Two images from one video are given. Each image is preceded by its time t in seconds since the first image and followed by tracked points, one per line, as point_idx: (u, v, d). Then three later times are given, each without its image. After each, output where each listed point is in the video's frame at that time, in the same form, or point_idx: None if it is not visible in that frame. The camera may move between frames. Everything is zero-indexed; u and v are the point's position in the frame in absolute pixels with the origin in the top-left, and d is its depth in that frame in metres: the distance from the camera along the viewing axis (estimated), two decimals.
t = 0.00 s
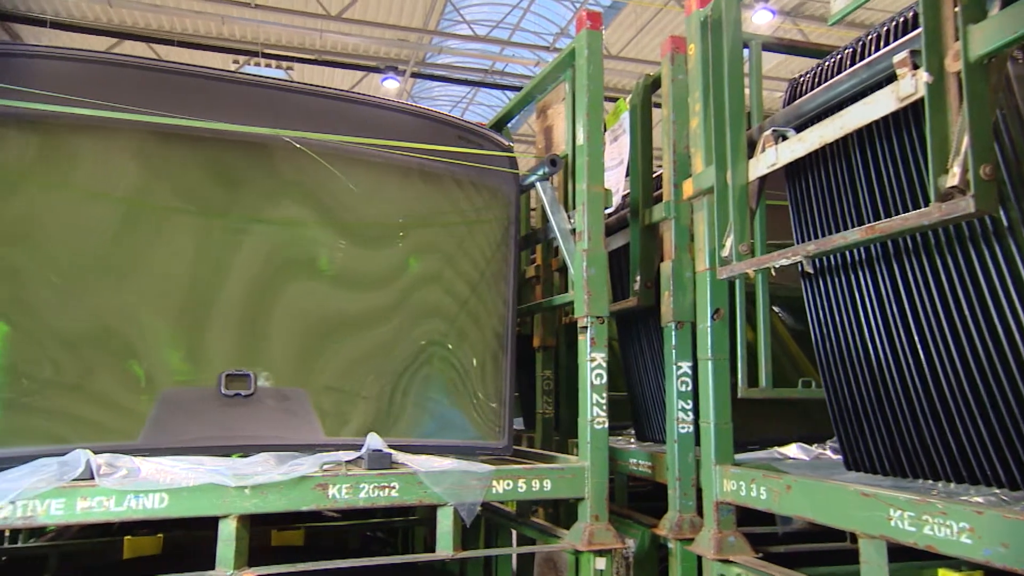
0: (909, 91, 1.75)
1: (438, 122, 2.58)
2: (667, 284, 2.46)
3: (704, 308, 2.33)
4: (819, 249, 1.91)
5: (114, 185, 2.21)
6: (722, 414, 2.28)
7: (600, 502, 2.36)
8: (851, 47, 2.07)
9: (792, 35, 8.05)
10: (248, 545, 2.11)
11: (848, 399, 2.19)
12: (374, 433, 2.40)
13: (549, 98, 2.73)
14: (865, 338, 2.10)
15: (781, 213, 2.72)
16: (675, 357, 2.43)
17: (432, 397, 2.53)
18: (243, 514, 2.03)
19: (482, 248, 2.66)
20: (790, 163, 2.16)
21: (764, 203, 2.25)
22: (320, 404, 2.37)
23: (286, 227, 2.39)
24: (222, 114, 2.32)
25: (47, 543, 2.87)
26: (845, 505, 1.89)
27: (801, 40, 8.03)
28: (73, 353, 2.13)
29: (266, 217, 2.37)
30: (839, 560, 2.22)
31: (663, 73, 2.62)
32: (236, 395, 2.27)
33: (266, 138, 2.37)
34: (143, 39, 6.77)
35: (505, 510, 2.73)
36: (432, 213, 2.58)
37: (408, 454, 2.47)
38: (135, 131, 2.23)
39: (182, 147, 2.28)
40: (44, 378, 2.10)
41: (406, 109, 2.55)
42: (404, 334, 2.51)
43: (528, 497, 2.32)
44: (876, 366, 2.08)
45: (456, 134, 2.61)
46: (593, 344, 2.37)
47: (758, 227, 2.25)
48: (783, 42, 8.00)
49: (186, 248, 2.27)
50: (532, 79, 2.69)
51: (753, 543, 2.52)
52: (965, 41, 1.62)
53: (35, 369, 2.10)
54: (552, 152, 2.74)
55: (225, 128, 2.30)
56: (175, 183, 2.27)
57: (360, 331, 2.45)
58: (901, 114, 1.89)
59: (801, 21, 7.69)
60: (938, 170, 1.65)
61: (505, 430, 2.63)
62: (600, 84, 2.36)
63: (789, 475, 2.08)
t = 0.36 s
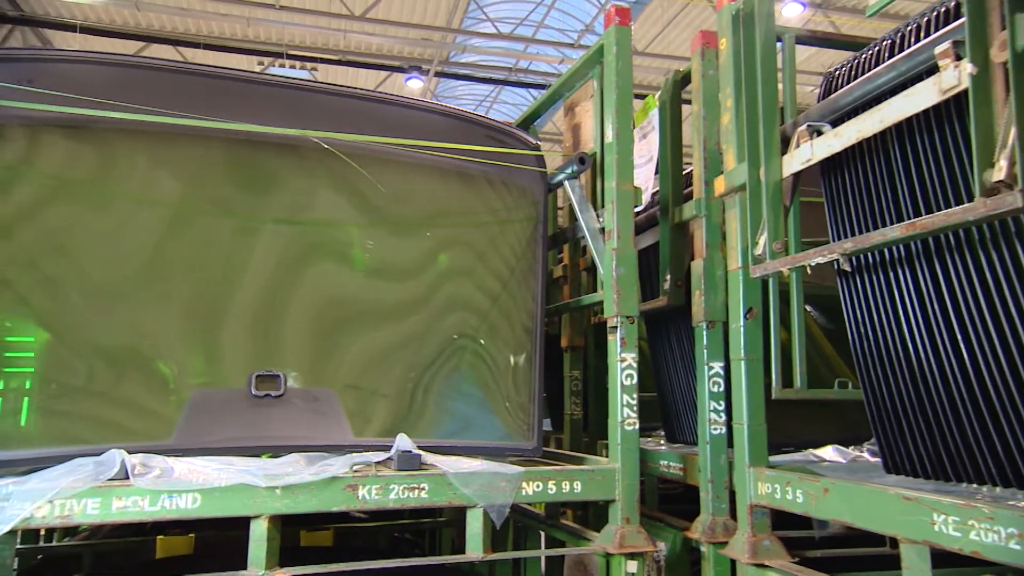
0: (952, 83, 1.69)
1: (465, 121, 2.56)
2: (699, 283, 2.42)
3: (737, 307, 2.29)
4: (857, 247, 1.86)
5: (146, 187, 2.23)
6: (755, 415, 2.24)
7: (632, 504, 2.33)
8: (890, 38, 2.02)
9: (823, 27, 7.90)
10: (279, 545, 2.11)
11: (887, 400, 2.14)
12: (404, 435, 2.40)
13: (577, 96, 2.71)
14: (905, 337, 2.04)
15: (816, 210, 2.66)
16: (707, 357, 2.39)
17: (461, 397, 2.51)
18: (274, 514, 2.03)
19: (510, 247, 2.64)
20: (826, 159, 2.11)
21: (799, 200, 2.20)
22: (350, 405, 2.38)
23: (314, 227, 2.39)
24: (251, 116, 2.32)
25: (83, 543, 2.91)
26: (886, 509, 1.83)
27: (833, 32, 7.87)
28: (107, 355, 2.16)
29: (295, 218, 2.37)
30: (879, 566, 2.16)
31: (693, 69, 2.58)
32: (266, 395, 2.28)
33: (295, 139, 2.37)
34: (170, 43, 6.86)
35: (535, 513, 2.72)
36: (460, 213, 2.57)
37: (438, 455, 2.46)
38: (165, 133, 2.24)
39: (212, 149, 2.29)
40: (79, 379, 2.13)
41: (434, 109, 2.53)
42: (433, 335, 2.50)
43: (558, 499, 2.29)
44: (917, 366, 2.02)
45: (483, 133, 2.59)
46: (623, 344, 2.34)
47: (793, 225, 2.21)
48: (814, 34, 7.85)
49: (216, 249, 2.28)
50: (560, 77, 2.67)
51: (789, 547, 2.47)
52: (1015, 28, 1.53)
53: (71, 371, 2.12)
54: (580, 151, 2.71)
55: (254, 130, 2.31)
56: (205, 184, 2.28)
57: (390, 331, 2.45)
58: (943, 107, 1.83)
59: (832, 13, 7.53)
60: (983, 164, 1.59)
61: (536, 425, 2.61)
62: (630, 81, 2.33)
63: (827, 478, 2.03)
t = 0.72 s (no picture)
0: (999, 73, 1.61)
1: (493, 119, 2.53)
2: (731, 282, 2.37)
3: (772, 307, 2.23)
4: (899, 243, 1.79)
5: (173, 189, 2.23)
6: (791, 417, 2.18)
7: (663, 507, 2.28)
8: (932, 27, 1.96)
9: (856, 18, 7.72)
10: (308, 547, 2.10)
11: (930, 402, 2.07)
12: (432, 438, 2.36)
13: (605, 92, 2.68)
14: (949, 337, 1.97)
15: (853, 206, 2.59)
16: (740, 358, 2.34)
17: (488, 397, 2.49)
18: (303, 516, 2.02)
19: (538, 247, 2.61)
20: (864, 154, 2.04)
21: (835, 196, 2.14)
22: (377, 407, 2.36)
23: (341, 228, 2.37)
24: (278, 116, 2.31)
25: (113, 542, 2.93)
26: (930, 516, 1.75)
27: (866, 22, 7.70)
28: (137, 357, 2.16)
29: (321, 218, 2.36)
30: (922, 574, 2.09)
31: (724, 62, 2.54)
32: (294, 397, 2.26)
33: (321, 139, 2.36)
34: (193, 44, 6.95)
35: (564, 516, 2.70)
36: (486, 213, 2.54)
37: (466, 457, 2.43)
38: (193, 134, 2.24)
39: (240, 149, 2.28)
40: (109, 381, 2.13)
41: (461, 107, 2.50)
42: (460, 337, 2.48)
43: (589, 502, 2.25)
44: (961, 368, 1.95)
45: (510, 131, 2.55)
46: (654, 344, 2.29)
47: (829, 221, 2.14)
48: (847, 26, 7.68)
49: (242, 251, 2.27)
50: (588, 72, 2.64)
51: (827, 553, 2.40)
52: None
53: (101, 373, 2.13)
54: (608, 148, 2.68)
55: (281, 131, 2.30)
56: (232, 183, 2.27)
57: (417, 333, 2.43)
58: (990, 98, 1.76)
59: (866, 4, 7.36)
60: None
61: (565, 418, 2.58)
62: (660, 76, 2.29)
63: (867, 483, 1.95)
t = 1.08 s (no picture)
0: None
1: (519, 117, 2.50)
2: (765, 280, 2.31)
3: (808, 306, 2.17)
4: (943, 239, 1.71)
5: (200, 190, 2.22)
6: (829, 420, 2.11)
7: (697, 511, 2.23)
8: (978, 15, 1.88)
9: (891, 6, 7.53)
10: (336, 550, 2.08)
11: (976, 405, 1.99)
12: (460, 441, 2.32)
13: (634, 87, 2.63)
14: (997, 337, 1.89)
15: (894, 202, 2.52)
16: (775, 359, 2.28)
17: (517, 393, 2.46)
18: (331, 519, 2.00)
19: (566, 246, 2.57)
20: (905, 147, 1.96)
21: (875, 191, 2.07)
22: (405, 408, 2.33)
23: (366, 228, 2.35)
24: (305, 116, 2.29)
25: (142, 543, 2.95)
26: (976, 522, 1.66)
27: (903, 9, 7.51)
28: (167, 359, 2.16)
29: (347, 219, 2.34)
30: None
31: (758, 55, 2.48)
32: (322, 399, 2.25)
33: (348, 138, 2.34)
34: (216, 43, 7.07)
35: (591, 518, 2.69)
36: (513, 212, 2.50)
37: (494, 459, 2.40)
38: (219, 135, 2.23)
39: (266, 150, 2.27)
40: (138, 382, 2.13)
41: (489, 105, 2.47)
42: (487, 339, 2.44)
43: (620, 505, 2.21)
44: (1010, 369, 1.87)
45: (537, 129, 2.52)
46: (686, 345, 2.24)
47: (868, 217, 2.08)
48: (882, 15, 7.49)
49: (269, 252, 2.26)
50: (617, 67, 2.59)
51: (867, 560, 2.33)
52: None
53: (131, 374, 2.13)
54: (638, 144, 2.63)
55: (307, 131, 2.29)
56: (258, 184, 2.26)
57: (446, 331, 2.40)
58: None
59: None
60: None
61: (595, 411, 2.53)
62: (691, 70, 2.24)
63: (909, 487, 1.88)
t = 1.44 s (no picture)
0: None
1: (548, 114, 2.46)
2: (802, 279, 2.25)
3: (848, 305, 2.10)
4: (993, 235, 1.62)
5: (227, 192, 2.22)
6: (871, 423, 2.04)
7: (733, 516, 2.17)
8: None
9: None
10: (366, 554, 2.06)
11: None
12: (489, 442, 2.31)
13: (665, 82, 2.58)
14: None
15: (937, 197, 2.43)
16: (813, 360, 2.21)
17: (547, 389, 2.43)
18: (361, 522, 1.98)
19: (595, 246, 2.53)
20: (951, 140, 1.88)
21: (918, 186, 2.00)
22: (434, 410, 2.31)
23: (394, 228, 2.33)
24: (332, 115, 2.28)
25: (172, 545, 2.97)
26: None
27: None
28: (196, 362, 2.16)
29: (374, 219, 2.32)
30: None
31: (794, 46, 2.42)
32: (351, 400, 2.23)
33: (375, 138, 2.32)
34: (241, 44, 7.13)
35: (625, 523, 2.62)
36: (542, 212, 2.47)
37: (524, 462, 2.37)
38: (247, 137, 2.22)
39: (292, 151, 2.26)
40: (168, 385, 2.13)
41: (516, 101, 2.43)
42: (517, 340, 2.41)
43: (654, 510, 2.16)
44: None
45: (566, 126, 2.48)
46: (720, 346, 2.18)
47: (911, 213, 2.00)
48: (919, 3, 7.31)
49: (297, 254, 2.25)
50: (648, 61, 2.54)
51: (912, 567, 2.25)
52: None
53: (160, 376, 2.13)
54: (670, 140, 2.58)
55: (335, 131, 2.27)
56: (285, 185, 2.25)
57: (478, 330, 2.38)
58: None
59: None
60: None
61: (629, 405, 2.50)
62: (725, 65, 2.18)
63: (956, 493, 1.79)
